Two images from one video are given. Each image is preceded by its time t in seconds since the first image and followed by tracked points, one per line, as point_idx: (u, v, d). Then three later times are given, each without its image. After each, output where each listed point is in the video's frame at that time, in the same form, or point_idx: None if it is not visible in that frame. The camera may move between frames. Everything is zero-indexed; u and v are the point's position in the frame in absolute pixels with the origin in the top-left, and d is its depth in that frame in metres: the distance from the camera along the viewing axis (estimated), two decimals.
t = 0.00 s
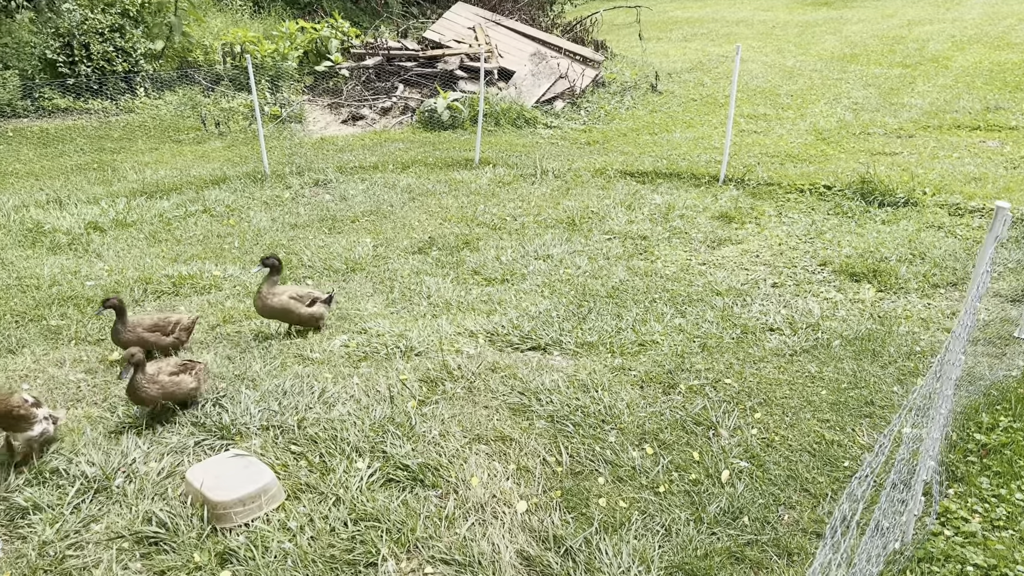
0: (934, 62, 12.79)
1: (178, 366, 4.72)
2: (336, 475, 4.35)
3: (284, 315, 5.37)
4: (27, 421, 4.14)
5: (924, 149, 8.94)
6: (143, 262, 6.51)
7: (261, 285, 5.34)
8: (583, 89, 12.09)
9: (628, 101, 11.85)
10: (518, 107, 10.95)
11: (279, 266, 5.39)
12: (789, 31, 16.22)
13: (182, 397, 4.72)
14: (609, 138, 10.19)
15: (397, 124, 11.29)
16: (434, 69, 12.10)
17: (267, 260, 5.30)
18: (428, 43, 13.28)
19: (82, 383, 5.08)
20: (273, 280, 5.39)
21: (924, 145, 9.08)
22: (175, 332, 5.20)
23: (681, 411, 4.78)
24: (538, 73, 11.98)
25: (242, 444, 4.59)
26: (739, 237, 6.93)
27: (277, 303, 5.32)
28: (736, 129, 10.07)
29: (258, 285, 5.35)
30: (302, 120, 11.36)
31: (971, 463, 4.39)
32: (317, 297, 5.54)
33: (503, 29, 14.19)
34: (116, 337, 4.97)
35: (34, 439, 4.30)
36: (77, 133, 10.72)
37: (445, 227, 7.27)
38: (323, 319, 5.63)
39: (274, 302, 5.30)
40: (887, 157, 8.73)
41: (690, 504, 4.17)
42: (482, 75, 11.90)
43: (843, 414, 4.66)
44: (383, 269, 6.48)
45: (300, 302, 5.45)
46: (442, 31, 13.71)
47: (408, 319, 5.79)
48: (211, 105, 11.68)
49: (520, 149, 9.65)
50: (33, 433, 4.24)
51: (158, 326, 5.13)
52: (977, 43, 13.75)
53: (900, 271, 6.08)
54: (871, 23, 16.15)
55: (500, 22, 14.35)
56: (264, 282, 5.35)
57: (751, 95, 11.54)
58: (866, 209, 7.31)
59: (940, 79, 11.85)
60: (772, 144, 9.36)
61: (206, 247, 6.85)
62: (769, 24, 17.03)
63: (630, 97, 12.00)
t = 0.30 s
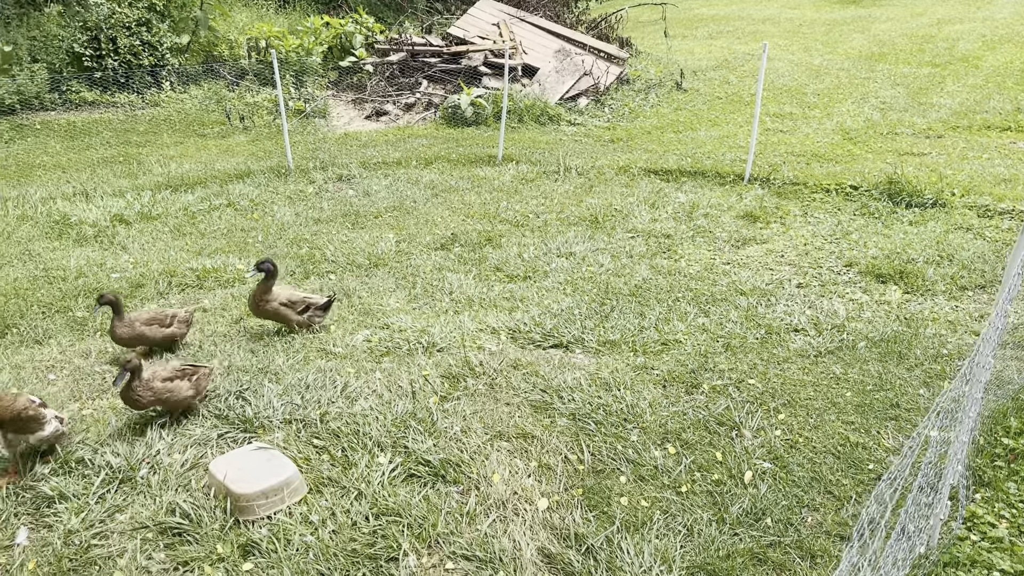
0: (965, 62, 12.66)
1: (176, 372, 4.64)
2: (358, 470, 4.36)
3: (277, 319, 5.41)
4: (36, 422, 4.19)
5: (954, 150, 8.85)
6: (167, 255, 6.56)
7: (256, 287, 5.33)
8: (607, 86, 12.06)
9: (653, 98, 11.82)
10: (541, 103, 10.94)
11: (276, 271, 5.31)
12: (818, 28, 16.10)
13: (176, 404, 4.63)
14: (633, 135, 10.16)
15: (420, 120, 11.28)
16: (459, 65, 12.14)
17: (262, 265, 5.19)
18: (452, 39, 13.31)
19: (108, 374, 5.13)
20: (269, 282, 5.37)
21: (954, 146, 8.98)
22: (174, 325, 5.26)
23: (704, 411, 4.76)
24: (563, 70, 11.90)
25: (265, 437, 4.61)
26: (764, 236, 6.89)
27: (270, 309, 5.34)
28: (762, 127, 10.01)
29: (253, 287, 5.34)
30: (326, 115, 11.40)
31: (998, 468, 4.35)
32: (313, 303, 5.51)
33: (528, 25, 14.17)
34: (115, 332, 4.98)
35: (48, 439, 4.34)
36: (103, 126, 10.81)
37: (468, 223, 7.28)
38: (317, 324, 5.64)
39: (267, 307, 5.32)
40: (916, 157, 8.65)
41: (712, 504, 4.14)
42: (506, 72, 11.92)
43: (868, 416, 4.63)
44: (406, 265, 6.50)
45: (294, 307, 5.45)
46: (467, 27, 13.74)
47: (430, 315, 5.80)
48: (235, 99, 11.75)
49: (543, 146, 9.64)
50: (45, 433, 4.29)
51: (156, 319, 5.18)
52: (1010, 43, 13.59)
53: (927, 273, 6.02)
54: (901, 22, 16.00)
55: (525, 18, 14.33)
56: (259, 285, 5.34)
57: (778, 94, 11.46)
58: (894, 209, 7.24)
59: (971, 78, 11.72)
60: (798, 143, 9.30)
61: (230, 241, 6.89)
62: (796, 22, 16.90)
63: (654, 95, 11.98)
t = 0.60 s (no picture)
0: (1004, 62, 12.46)
1: (189, 375, 4.56)
2: (383, 466, 4.35)
3: (277, 317, 5.39)
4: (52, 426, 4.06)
5: (991, 151, 8.70)
6: (194, 248, 6.59)
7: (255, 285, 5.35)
8: (636, 83, 11.94)
9: (682, 96, 11.73)
10: (569, 100, 10.89)
11: (273, 267, 5.35)
12: (852, 26, 15.90)
13: (189, 407, 4.58)
14: (662, 133, 10.08)
15: (447, 116, 11.26)
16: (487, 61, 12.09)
17: (261, 261, 5.26)
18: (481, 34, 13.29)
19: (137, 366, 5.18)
20: (268, 280, 5.40)
21: (992, 147, 8.83)
22: (181, 330, 5.24)
23: (733, 413, 4.71)
24: (592, 66, 11.86)
25: (291, 432, 4.62)
26: (795, 237, 6.81)
27: (271, 305, 5.32)
28: (794, 126, 9.90)
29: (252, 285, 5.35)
30: (353, 110, 11.42)
31: None
32: (312, 300, 5.52)
33: (558, 21, 14.12)
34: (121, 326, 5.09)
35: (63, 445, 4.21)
36: (132, 119, 10.88)
37: (494, 220, 7.24)
38: (316, 325, 5.62)
39: (267, 304, 5.31)
40: (952, 158, 8.52)
41: (740, 508, 4.08)
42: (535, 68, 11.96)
43: (901, 422, 4.56)
44: (432, 262, 6.48)
45: (293, 304, 5.45)
46: (496, 22, 13.70)
47: (456, 312, 5.78)
48: (263, 93, 11.79)
49: (571, 143, 9.59)
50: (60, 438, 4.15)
51: (165, 323, 5.19)
52: None
53: (962, 276, 5.92)
54: (937, 20, 15.76)
55: (554, 14, 14.28)
56: (258, 283, 5.37)
57: (811, 92, 11.33)
58: (929, 211, 7.13)
59: (1009, 79, 11.53)
60: (831, 143, 9.19)
61: (257, 234, 6.90)
62: (830, 19, 16.69)
63: (684, 92, 11.89)
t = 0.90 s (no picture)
0: None
1: (193, 365, 4.57)
2: (414, 460, 4.37)
3: (283, 318, 5.38)
4: (81, 430, 4.08)
5: None
6: (228, 241, 6.66)
7: (262, 284, 5.33)
8: (670, 81, 11.92)
9: (716, 93, 11.66)
10: (602, 97, 10.87)
11: (280, 268, 5.29)
12: (889, 24, 15.71)
13: (193, 396, 4.55)
14: (695, 131, 10.04)
15: (479, 112, 11.32)
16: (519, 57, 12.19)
17: (266, 262, 5.21)
18: (514, 30, 13.27)
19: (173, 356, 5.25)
20: (276, 279, 5.36)
21: None
22: (206, 319, 5.31)
23: (766, 415, 4.68)
24: (625, 64, 11.84)
25: (323, 424, 4.65)
26: (830, 237, 6.75)
27: (276, 307, 5.31)
28: (829, 125, 9.81)
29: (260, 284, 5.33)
30: (385, 105, 11.51)
31: None
32: (320, 301, 5.47)
33: (592, 17, 14.09)
34: (144, 326, 5.09)
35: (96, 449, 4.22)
36: (168, 112, 11.01)
37: (525, 217, 7.25)
38: (325, 324, 5.59)
39: (272, 305, 5.30)
40: (991, 160, 8.39)
41: (773, 510, 4.05)
42: (567, 64, 11.99)
43: (937, 426, 4.51)
44: (463, 258, 6.50)
45: (301, 306, 5.41)
46: (529, 18, 13.72)
47: (487, 308, 5.80)
48: (297, 87, 11.87)
49: (603, 140, 9.57)
50: (92, 443, 4.17)
51: (187, 314, 5.24)
52: None
53: (1002, 280, 5.84)
54: (978, 19, 15.53)
55: (588, 10, 14.24)
56: (266, 282, 5.34)
57: (846, 91, 11.21)
58: (968, 213, 7.03)
59: None
60: (867, 142, 9.09)
61: (290, 228, 6.95)
62: (867, 17, 16.50)
63: (718, 90, 11.81)
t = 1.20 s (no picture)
0: None
1: (217, 367, 4.54)
2: (448, 454, 4.40)
3: (303, 312, 5.33)
4: (98, 432, 4.03)
5: None
6: (264, 234, 6.73)
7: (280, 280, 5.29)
8: (706, 77, 11.84)
9: (752, 91, 11.58)
10: (637, 93, 10.84)
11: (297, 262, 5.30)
12: (930, 22, 15.48)
13: (212, 399, 4.55)
14: (731, 128, 9.99)
15: (513, 108, 11.35)
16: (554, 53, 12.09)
17: (286, 256, 5.21)
18: (549, 26, 13.23)
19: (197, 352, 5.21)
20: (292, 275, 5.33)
21: None
22: (222, 312, 5.23)
23: (802, 416, 4.66)
24: (660, 60, 11.80)
25: (358, 416, 4.69)
26: (868, 238, 6.69)
27: (297, 301, 5.27)
28: (869, 124, 9.71)
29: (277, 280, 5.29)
30: (420, 100, 11.59)
31: None
32: (338, 294, 5.45)
33: (627, 14, 14.04)
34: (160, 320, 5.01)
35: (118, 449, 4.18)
36: (205, 105, 11.14)
37: (559, 213, 7.25)
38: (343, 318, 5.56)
39: (293, 300, 5.25)
40: None
41: (809, 511, 4.03)
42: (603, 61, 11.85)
43: (979, 431, 4.46)
44: (497, 254, 6.51)
45: (320, 299, 5.38)
46: (564, 14, 13.68)
47: (521, 303, 5.81)
48: (332, 81, 11.97)
49: (637, 137, 9.54)
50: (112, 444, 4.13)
51: (203, 306, 5.16)
52: None
53: None
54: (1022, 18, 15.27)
55: (623, 7, 14.21)
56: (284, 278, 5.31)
57: (886, 89, 11.09)
58: (1010, 215, 6.93)
59: None
60: (907, 142, 8.99)
61: (325, 222, 7.00)
62: (908, 15, 16.28)
63: (755, 87, 11.72)
